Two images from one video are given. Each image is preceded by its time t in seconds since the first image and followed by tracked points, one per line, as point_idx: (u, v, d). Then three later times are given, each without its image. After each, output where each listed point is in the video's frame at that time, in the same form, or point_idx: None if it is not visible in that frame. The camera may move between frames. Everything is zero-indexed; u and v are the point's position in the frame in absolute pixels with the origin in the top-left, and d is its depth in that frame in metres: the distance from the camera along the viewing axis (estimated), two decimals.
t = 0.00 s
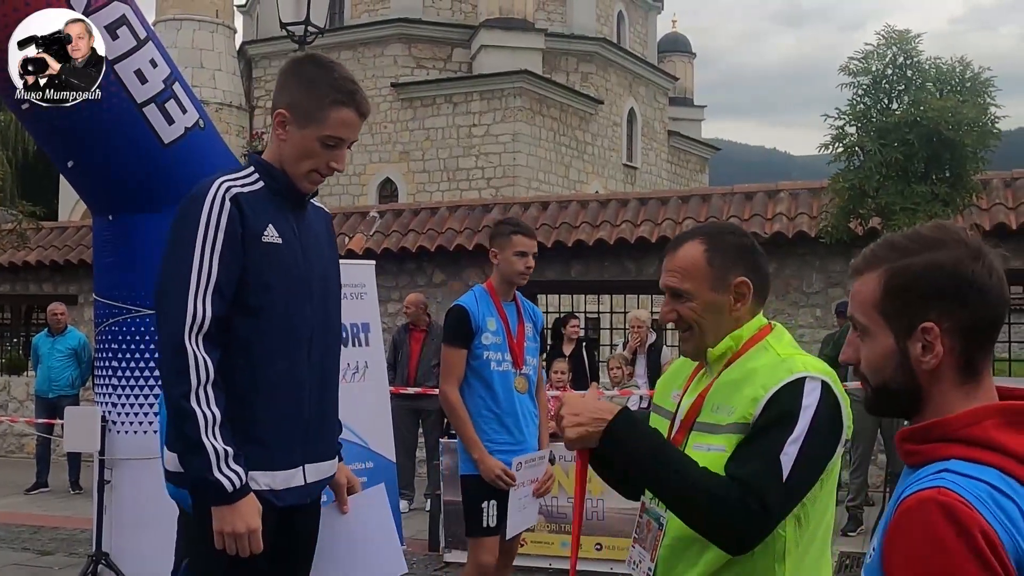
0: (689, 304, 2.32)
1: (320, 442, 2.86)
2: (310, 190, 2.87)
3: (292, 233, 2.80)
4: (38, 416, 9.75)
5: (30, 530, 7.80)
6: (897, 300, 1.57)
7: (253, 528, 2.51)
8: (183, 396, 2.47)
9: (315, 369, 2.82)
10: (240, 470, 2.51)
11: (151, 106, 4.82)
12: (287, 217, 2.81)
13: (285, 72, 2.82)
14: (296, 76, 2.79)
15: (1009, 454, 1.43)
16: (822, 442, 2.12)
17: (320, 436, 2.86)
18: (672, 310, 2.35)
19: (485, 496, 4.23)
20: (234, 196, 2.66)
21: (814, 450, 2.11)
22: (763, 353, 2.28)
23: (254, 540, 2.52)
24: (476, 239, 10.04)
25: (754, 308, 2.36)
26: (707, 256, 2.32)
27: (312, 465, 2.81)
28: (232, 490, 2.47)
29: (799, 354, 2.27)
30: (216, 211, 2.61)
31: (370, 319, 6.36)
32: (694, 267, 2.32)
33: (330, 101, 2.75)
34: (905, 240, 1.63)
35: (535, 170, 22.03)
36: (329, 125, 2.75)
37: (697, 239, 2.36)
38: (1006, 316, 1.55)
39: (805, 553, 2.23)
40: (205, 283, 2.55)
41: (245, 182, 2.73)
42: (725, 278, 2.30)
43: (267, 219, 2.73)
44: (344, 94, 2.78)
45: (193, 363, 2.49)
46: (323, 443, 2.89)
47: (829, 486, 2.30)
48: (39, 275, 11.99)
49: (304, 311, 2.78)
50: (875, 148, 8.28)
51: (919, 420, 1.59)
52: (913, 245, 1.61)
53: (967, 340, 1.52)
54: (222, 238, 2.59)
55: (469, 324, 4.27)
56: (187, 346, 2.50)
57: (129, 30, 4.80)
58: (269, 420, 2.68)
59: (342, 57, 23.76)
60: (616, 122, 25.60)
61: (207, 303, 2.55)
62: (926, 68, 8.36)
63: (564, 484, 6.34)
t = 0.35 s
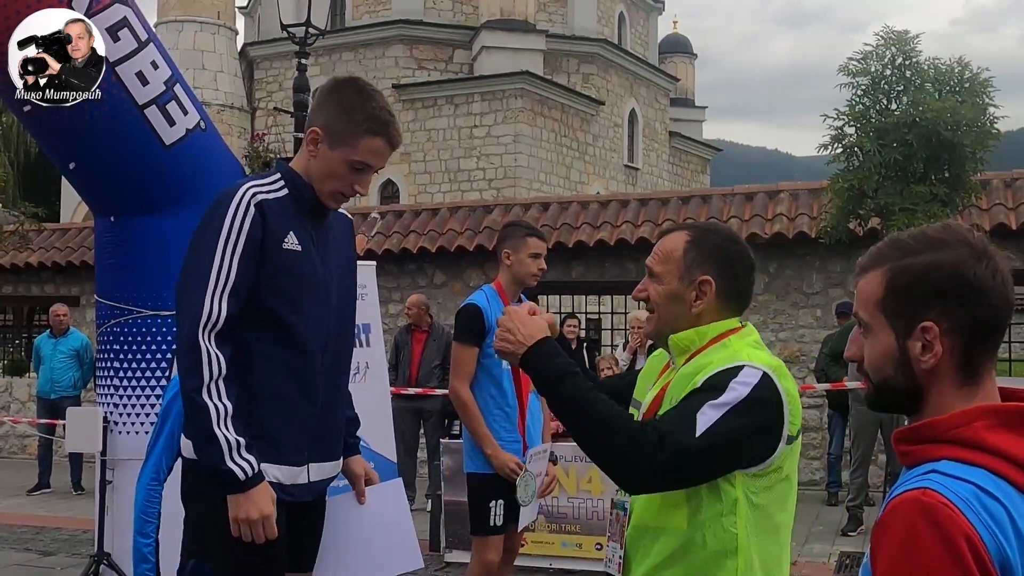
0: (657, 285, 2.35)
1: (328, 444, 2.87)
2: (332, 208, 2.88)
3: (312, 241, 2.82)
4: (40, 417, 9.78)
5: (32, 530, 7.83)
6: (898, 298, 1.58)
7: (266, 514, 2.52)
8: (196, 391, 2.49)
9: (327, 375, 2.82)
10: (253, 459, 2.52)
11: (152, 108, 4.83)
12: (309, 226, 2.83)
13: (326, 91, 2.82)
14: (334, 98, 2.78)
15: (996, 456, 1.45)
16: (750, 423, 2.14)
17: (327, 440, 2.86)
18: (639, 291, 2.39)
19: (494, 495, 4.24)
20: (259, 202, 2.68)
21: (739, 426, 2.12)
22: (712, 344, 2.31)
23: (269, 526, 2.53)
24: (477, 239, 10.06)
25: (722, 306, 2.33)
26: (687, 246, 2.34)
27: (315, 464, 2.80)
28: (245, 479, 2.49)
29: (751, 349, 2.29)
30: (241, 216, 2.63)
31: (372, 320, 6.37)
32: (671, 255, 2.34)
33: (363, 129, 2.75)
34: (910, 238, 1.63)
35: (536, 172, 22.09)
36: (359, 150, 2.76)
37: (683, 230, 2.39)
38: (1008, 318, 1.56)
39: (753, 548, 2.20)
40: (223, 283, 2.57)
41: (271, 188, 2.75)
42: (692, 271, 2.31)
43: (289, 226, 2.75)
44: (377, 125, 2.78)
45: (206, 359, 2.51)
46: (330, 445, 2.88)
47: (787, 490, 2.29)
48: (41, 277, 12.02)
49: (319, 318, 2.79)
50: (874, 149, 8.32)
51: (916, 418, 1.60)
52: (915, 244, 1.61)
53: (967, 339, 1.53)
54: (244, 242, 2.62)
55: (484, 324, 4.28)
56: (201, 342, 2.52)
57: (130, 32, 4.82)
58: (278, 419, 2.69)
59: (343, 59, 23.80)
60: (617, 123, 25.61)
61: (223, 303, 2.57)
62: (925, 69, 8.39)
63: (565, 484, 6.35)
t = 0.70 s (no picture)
0: (616, 280, 2.51)
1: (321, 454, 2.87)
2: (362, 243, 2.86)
3: (337, 264, 2.81)
4: (44, 417, 9.80)
5: (36, 529, 7.85)
6: (905, 300, 1.58)
7: (293, 511, 2.56)
8: (220, 397, 2.50)
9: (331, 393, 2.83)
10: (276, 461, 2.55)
11: (155, 108, 4.84)
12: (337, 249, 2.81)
13: (395, 143, 2.75)
14: (403, 155, 2.72)
15: (1008, 457, 1.46)
16: (660, 383, 2.21)
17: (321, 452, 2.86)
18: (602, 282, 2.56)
19: (502, 492, 4.26)
20: (297, 224, 2.67)
21: (647, 376, 2.20)
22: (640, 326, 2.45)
23: (294, 523, 2.57)
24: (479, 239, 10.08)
25: (675, 303, 2.46)
26: (647, 244, 2.49)
27: (306, 469, 2.83)
28: (271, 480, 2.52)
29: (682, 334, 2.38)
30: (279, 234, 2.62)
31: (375, 321, 6.41)
32: (632, 250, 2.49)
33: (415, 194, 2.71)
34: (915, 239, 1.63)
35: (538, 171, 22.08)
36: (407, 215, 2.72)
37: (648, 229, 2.54)
38: (1011, 321, 1.56)
39: (658, 521, 2.30)
40: (252, 297, 2.56)
41: (308, 210, 2.71)
42: (648, 269, 2.46)
43: (319, 249, 2.73)
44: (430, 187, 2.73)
45: (232, 367, 2.51)
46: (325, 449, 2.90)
47: (707, 474, 2.37)
48: (44, 276, 12.04)
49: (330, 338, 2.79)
50: (876, 148, 8.32)
51: (920, 420, 1.61)
52: (919, 246, 1.61)
53: (973, 341, 1.54)
54: (275, 260, 2.62)
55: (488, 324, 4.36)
56: (225, 352, 2.51)
57: (133, 33, 4.83)
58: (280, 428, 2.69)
59: (345, 58, 23.81)
60: (619, 122, 25.58)
61: (250, 317, 2.56)
62: (927, 68, 8.38)
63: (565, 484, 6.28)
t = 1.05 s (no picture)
0: (584, 279, 2.53)
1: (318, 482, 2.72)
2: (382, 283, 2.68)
3: (356, 297, 2.67)
4: (47, 416, 9.82)
5: (39, 529, 7.86)
6: (907, 299, 1.59)
7: (317, 510, 2.51)
8: (227, 410, 2.42)
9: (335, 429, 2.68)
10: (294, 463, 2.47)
11: (158, 109, 4.85)
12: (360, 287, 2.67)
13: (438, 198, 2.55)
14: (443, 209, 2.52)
15: (1007, 458, 1.46)
16: (610, 367, 2.22)
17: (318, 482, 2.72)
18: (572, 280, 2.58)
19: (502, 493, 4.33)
20: (325, 256, 2.54)
21: (599, 359, 2.20)
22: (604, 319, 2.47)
23: (319, 520, 2.53)
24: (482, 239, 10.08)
25: (640, 304, 2.47)
26: (614, 245, 2.50)
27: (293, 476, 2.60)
28: (290, 484, 2.45)
29: (638, 329, 2.42)
30: (307, 265, 2.51)
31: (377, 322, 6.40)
32: (598, 251, 2.51)
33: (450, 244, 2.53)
34: (917, 240, 1.63)
35: (540, 171, 22.07)
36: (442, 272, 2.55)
37: (617, 231, 2.54)
38: (1011, 323, 1.56)
39: (604, 507, 2.30)
40: (264, 322, 2.47)
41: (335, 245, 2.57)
42: (615, 270, 2.48)
43: (339, 282, 2.60)
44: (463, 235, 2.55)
45: (239, 382, 2.43)
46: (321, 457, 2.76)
47: (653, 463, 2.38)
48: (47, 276, 12.06)
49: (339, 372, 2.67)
50: (879, 148, 8.32)
51: (923, 421, 1.62)
52: (921, 248, 1.62)
53: (975, 342, 1.54)
54: (296, 289, 2.50)
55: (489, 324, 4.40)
56: (231, 367, 2.43)
57: (136, 34, 4.85)
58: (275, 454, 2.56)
59: (347, 59, 23.85)
60: (622, 122, 25.57)
61: (260, 340, 2.47)
62: (929, 68, 8.38)
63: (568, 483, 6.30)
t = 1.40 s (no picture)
0: (566, 277, 2.53)
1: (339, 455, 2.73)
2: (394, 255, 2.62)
3: (367, 281, 2.61)
4: (50, 415, 9.83)
5: (41, 528, 7.87)
6: (904, 296, 1.59)
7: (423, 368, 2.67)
8: (291, 392, 2.35)
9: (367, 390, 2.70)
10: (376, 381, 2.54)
11: (161, 108, 4.85)
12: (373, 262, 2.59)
13: (430, 164, 2.49)
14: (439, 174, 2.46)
15: (1001, 456, 1.47)
16: (590, 355, 2.21)
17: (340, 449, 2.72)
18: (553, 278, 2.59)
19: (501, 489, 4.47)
20: (340, 244, 2.47)
21: (579, 345, 2.19)
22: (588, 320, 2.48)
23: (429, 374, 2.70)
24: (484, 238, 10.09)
25: (624, 302, 2.49)
26: (597, 243, 2.51)
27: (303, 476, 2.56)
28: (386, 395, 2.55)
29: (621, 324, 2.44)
30: (321, 257, 2.43)
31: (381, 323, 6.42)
32: (578, 250, 2.52)
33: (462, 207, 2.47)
34: (916, 237, 1.63)
35: (542, 170, 22.08)
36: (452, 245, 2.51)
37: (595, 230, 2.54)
38: (1010, 320, 1.57)
39: (587, 498, 2.30)
40: (296, 316, 2.38)
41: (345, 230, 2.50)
42: (598, 267, 2.49)
43: (349, 272, 2.53)
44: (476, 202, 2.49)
45: (294, 369, 2.34)
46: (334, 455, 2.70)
47: (633, 453, 2.39)
48: (49, 276, 12.07)
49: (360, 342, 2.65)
50: (880, 147, 8.33)
51: (919, 418, 1.62)
52: (921, 245, 1.62)
53: (972, 341, 1.55)
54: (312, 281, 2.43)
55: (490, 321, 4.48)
56: (280, 360, 2.33)
57: (139, 33, 4.86)
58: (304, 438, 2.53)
59: (349, 58, 23.86)
60: (623, 121, 25.57)
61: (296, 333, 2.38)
62: (931, 67, 8.38)
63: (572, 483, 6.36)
